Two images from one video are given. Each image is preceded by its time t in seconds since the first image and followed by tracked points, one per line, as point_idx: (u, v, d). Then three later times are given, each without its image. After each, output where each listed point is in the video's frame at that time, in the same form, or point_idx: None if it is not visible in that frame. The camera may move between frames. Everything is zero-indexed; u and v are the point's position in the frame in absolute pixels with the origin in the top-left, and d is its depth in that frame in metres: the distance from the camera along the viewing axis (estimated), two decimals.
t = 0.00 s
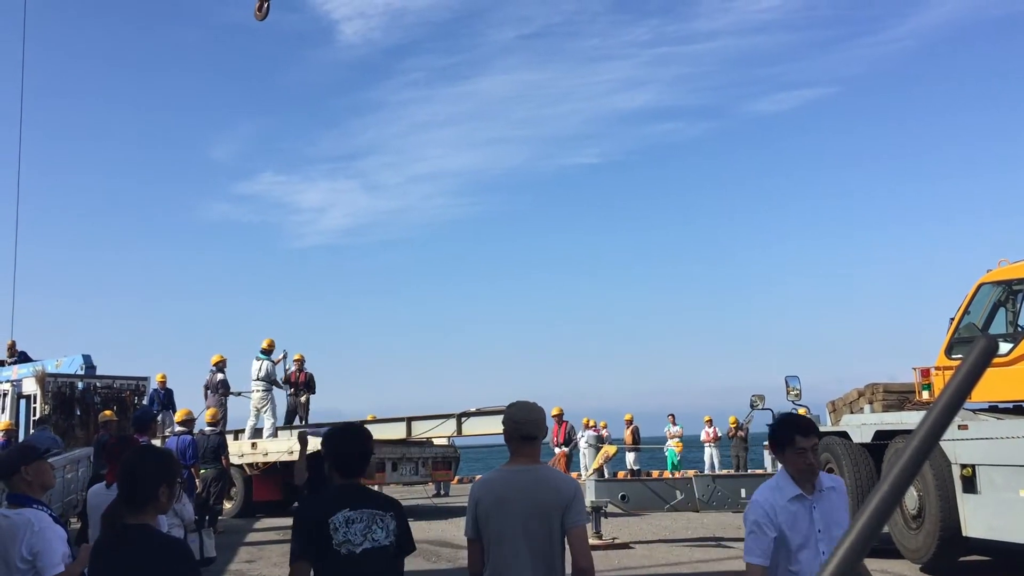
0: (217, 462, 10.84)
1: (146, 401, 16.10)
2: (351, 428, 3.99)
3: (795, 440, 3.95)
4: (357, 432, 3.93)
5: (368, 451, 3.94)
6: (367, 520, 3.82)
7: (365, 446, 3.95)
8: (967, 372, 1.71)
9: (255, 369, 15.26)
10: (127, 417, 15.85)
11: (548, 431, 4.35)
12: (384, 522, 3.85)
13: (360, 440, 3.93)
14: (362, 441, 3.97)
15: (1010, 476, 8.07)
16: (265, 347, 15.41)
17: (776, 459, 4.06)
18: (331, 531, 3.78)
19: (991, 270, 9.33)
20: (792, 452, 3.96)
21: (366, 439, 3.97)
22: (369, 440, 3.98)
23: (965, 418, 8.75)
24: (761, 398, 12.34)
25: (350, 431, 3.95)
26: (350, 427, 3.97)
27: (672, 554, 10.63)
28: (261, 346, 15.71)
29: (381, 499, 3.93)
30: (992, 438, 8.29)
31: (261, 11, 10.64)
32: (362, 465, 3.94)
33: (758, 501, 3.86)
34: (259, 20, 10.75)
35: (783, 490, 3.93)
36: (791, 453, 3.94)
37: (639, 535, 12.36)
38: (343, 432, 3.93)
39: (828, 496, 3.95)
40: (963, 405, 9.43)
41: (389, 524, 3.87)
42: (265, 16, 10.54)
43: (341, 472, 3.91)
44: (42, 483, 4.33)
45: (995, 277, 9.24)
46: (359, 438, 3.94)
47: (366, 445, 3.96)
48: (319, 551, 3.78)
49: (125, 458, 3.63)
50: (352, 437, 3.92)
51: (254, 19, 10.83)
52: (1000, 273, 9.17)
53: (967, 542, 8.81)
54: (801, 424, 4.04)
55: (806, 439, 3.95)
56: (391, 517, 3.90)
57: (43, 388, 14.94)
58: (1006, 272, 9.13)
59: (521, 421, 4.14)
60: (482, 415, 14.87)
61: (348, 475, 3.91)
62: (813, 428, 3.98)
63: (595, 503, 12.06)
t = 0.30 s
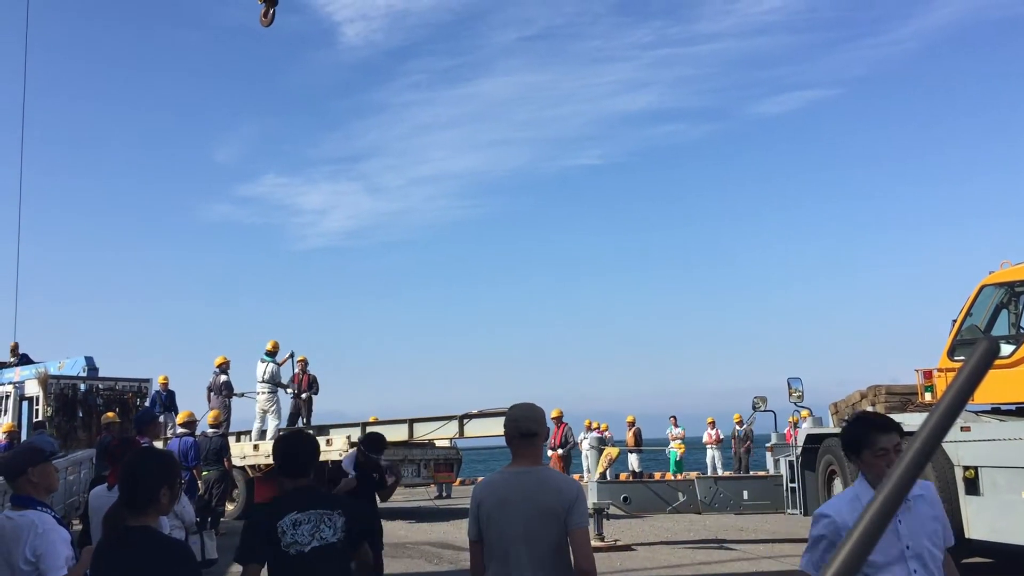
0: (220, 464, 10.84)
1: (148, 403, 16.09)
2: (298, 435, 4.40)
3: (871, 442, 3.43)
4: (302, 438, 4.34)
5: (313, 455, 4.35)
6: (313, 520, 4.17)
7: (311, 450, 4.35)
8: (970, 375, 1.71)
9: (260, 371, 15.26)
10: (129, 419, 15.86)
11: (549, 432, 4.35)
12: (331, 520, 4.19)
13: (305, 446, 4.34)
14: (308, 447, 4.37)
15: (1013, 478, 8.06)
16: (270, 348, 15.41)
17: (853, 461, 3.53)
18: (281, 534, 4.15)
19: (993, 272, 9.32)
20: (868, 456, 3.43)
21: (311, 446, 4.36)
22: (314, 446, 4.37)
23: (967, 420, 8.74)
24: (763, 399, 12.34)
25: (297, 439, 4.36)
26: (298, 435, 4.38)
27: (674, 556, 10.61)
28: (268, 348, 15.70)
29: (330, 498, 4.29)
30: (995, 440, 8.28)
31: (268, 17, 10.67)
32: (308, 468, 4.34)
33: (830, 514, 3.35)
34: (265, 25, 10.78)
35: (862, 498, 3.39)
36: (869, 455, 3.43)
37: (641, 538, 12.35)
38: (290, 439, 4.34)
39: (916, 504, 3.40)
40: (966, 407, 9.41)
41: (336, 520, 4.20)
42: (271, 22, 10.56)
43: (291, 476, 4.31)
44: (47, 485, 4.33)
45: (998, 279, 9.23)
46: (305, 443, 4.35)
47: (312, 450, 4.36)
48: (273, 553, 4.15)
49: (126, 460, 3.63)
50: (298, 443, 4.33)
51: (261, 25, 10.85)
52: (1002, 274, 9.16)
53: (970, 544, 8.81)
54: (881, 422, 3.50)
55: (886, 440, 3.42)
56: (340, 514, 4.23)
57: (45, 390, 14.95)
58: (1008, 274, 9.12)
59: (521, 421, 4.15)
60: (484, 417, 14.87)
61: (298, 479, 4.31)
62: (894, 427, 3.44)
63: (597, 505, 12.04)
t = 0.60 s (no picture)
0: (221, 466, 10.85)
1: (149, 404, 16.08)
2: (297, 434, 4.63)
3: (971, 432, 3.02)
4: (303, 439, 4.56)
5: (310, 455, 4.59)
6: (304, 514, 4.45)
7: (308, 451, 4.59)
8: (971, 376, 1.71)
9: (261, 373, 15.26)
10: (130, 421, 15.85)
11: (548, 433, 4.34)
12: (320, 517, 4.47)
13: (303, 446, 4.56)
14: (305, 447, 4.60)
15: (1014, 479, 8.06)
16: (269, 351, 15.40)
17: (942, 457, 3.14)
18: (272, 524, 4.43)
19: (994, 273, 9.31)
20: (966, 448, 3.04)
21: (310, 447, 4.60)
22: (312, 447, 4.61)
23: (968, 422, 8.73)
24: (764, 400, 12.34)
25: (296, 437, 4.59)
26: (297, 434, 4.60)
27: (675, 558, 10.61)
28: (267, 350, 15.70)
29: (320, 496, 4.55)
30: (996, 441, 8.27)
31: (275, 23, 10.72)
32: (305, 468, 4.57)
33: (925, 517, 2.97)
34: (273, 31, 10.81)
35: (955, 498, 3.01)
36: (966, 449, 3.03)
37: (642, 539, 12.34)
38: (290, 439, 4.57)
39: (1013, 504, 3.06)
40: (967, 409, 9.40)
41: (325, 517, 4.48)
42: (279, 27, 10.58)
43: (288, 473, 4.56)
44: (50, 487, 4.34)
45: (999, 280, 9.23)
46: (306, 444, 4.58)
47: (309, 450, 4.60)
48: (262, 541, 4.44)
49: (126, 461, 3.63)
50: (297, 443, 4.54)
51: (268, 30, 10.88)
52: (1004, 275, 9.16)
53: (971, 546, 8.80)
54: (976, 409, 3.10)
55: (987, 430, 3.02)
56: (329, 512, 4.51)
57: (46, 392, 14.96)
58: (1010, 275, 9.12)
59: (521, 421, 4.15)
60: (485, 418, 14.87)
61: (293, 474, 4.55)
62: (995, 414, 3.04)
63: (598, 506, 12.04)
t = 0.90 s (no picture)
0: (220, 466, 10.83)
1: (148, 404, 16.07)
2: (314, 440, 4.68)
3: None
4: (318, 444, 4.60)
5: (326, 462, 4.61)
6: (312, 511, 4.48)
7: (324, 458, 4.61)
8: (971, 376, 1.70)
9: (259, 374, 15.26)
10: (129, 421, 15.83)
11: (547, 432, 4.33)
12: (326, 516, 4.48)
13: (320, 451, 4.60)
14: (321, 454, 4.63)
15: (1013, 479, 8.05)
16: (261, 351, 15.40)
17: None
18: (280, 514, 4.47)
19: (993, 273, 9.31)
20: None
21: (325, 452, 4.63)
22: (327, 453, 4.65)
23: (967, 421, 8.73)
24: (763, 401, 12.33)
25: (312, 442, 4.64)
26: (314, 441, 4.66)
27: (674, 558, 10.60)
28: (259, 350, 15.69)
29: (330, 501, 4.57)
30: (995, 440, 8.26)
31: (280, 25, 10.76)
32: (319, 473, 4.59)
33: None
34: (279, 34, 10.82)
35: None
36: None
37: (641, 539, 12.34)
38: (306, 442, 4.62)
39: None
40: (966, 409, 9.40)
41: (331, 517, 4.49)
42: (284, 30, 10.59)
43: (302, 476, 4.58)
44: (51, 487, 4.34)
45: (998, 280, 9.23)
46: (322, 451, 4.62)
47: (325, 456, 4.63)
48: (267, 531, 4.46)
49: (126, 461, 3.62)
50: (313, 447, 4.58)
51: (274, 33, 10.90)
52: (1003, 275, 9.16)
53: (970, 546, 8.79)
54: None
55: None
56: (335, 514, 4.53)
57: (45, 391, 14.96)
58: (1009, 275, 9.12)
59: (517, 421, 4.14)
60: (484, 418, 14.86)
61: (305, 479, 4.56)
62: None
63: (597, 506, 12.03)
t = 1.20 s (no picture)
0: (218, 465, 10.82)
1: (145, 404, 16.04)
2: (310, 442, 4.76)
3: None
4: (307, 441, 4.68)
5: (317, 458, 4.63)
6: (286, 502, 4.52)
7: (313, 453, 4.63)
8: (967, 376, 1.71)
9: (256, 373, 15.26)
10: (127, 420, 15.81)
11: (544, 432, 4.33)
12: (300, 504, 4.50)
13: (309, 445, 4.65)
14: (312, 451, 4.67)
15: (1010, 479, 8.06)
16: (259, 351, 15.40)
17: None
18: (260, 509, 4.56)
19: (991, 273, 9.32)
20: None
21: (316, 449, 4.66)
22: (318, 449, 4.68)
23: (964, 421, 8.74)
24: (760, 401, 12.35)
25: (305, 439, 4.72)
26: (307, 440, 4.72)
27: (671, 557, 10.60)
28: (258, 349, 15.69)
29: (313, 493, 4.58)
30: (993, 440, 8.28)
31: (285, 28, 10.78)
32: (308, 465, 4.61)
33: None
34: (284, 37, 10.83)
35: None
36: None
37: (639, 538, 12.33)
38: (295, 441, 4.71)
39: None
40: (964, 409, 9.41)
41: (306, 505, 4.50)
42: (290, 34, 10.61)
43: (290, 472, 4.62)
44: (50, 487, 4.34)
45: (996, 280, 9.23)
46: (309, 446, 4.67)
47: (314, 453, 4.66)
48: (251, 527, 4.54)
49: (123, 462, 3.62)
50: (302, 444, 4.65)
51: (279, 36, 10.91)
52: (1000, 276, 9.17)
53: (967, 546, 8.81)
54: None
55: None
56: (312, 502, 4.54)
57: (42, 391, 14.95)
58: (1006, 275, 9.13)
59: (515, 420, 4.15)
60: (482, 417, 14.85)
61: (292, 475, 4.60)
62: None
63: (594, 505, 12.03)
